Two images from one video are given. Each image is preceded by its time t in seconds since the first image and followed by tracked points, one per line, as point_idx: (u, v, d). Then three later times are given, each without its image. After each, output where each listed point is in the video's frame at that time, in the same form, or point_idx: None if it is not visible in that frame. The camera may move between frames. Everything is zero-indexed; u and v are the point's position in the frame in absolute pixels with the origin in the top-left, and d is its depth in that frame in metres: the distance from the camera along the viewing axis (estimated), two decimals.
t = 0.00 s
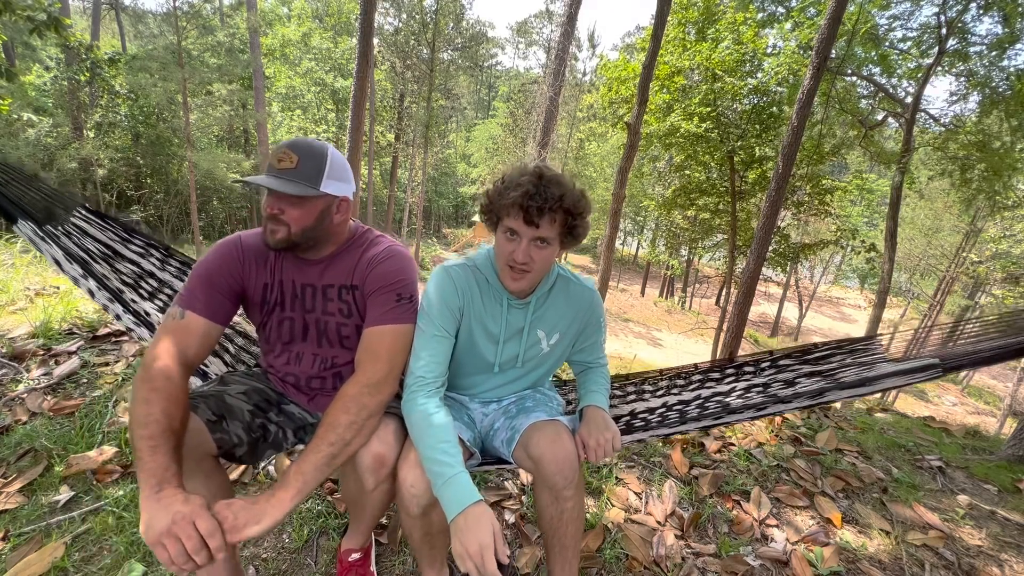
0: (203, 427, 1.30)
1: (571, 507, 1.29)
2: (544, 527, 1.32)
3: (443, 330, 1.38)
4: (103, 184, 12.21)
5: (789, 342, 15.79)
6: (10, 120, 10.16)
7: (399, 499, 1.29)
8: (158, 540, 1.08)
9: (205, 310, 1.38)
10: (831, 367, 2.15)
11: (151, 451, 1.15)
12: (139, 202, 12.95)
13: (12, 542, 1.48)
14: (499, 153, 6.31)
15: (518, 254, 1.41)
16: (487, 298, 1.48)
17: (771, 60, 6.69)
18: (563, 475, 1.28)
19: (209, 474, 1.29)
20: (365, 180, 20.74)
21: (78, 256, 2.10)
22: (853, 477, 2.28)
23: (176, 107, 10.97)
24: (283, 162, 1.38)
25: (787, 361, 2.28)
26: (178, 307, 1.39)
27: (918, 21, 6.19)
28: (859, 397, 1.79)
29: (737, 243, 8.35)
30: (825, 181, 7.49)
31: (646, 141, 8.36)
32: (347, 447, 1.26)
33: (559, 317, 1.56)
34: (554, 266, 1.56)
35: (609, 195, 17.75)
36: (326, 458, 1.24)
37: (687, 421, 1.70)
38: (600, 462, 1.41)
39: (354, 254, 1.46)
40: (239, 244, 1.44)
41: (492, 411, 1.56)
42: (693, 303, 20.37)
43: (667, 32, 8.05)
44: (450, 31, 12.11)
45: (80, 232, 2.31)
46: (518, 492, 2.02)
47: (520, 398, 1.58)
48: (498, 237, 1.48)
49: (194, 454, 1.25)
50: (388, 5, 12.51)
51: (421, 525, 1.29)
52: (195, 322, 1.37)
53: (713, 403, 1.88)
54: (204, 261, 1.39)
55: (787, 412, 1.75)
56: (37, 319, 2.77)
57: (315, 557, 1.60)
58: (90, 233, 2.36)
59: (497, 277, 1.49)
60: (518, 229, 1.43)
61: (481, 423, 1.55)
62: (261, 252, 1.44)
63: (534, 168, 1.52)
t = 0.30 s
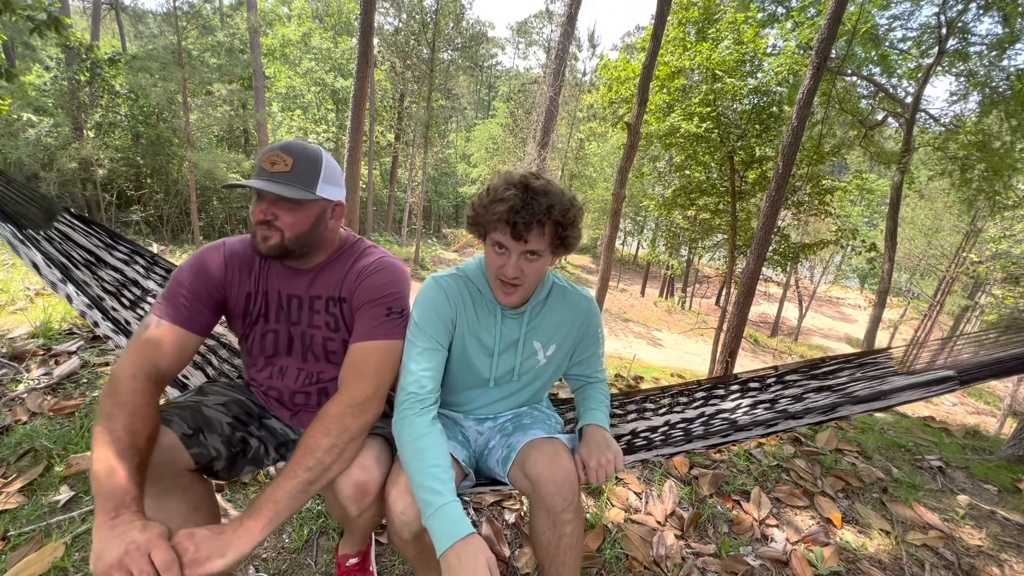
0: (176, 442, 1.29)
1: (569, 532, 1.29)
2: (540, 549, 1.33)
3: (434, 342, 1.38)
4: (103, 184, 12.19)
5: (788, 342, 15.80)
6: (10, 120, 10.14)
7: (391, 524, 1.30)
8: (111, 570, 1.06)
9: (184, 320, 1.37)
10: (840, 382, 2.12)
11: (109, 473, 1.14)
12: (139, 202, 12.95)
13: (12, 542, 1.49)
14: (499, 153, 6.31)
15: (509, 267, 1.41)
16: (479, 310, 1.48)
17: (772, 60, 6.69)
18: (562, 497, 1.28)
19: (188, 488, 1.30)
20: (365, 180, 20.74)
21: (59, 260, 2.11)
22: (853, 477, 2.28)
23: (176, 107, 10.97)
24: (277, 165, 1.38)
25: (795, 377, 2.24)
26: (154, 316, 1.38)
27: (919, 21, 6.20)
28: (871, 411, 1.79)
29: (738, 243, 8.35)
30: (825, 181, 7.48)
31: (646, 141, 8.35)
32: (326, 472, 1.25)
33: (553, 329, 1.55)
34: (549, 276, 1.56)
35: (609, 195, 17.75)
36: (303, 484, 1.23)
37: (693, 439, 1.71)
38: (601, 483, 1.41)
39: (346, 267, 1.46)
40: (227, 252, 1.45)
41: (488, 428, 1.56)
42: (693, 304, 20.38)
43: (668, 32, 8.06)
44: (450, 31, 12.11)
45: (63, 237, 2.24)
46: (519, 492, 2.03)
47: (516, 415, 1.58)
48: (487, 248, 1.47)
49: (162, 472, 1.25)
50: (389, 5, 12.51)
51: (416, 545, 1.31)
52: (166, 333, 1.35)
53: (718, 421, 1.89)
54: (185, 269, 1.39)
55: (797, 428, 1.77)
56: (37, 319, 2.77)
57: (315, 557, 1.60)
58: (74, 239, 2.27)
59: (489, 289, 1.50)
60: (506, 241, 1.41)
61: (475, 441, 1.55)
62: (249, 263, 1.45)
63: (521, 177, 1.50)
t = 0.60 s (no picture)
0: (166, 446, 1.28)
1: (569, 538, 1.27)
2: (539, 554, 1.31)
3: (429, 346, 1.38)
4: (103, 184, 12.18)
5: (788, 342, 15.81)
6: (10, 120, 10.14)
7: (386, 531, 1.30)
8: None
9: (174, 322, 1.37)
10: (844, 387, 2.10)
11: (91, 482, 1.14)
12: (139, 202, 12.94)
13: (12, 542, 1.49)
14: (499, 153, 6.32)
15: (506, 265, 1.41)
16: (475, 313, 1.48)
17: (772, 61, 6.69)
18: (561, 502, 1.27)
19: (180, 491, 1.30)
20: (365, 180, 20.74)
21: (53, 261, 2.14)
22: (853, 477, 2.28)
23: (176, 107, 10.97)
24: (276, 164, 1.37)
25: (797, 381, 2.19)
26: (144, 318, 1.38)
27: (919, 21, 6.20)
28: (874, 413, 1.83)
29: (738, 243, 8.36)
30: (825, 181, 7.48)
31: (646, 140, 8.35)
32: (315, 482, 1.25)
33: (551, 331, 1.55)
34: (545, 278, 1.56)
35: (609, 195, 17.76)
36: (290, 495, 1.23)
37: (695, 443, 1.75)
38: (602, 488, 1.41)
39: (342, 270, 1.46)
40: (219, 255, 1.45)
41: (486, 434, 1.56)
42: (693, 304, 20.39)
43: (668, 32, 8.05)
44: (450, 31, 12.11)
45: (58, 238, 2.24)
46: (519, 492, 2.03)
47: (516, 420, 1.58)
48: (484, 248, 1.47)
49: (150, 477, 1.25)
50: (389, 5, 12.50)
51: (413, 552, 1.31)
52: (157, 334, 1.36)
53: (719, 425, 1.89)
54: (177, 272, 1.40)
55: (801, 431, 1.79)
56: (36, 319, 2.77)
57: (315, 557, 1.60)
58: (70, 240, 2.26)
59: (485, 292, 1.50)
60: (504, 239, 1.42)
61: (474, 446, 1.55)
62: (242, 266, 1.46)
63: (516, 175, 1.51)
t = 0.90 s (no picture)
0: (184, 435, 1.28)
1: (570, 522, 1.28)
2: (540, 541, 1.31)
3: (434, 337, 1.38)
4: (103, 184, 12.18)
5: (788, 342, 15.80)
6: (10, 120, 10.13)
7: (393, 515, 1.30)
8: (124, 559, 1.07)
9: (188, 317, 1.37)
10: (838, 378, 2.11)
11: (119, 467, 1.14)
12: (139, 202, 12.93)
13: (12, 542, 1.49)
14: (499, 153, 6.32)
15: (506, 256, 1.41)
16: (478, 305, 1.49)
17: (772, 60, 6.68)
18: (561, 487, 1.28)
19: (195, 480, 1.30)
20: (365, 180, 20.73)
21: (66, 259, 2.08)
22: (853, 477, 2.28)
23: (176, 107, 10.97)
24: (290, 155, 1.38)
25: (792, 371, 2.25)
26: (159, 312, 1.39)
27: (918, 21, 6.20)
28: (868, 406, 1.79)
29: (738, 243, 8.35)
30: (825, 181, 7.48)
31: (646, 140, 8.34)
32: (331, 464, 1.25)
33: (553, 322, 1.55)
34: (545, 269, 1.55)
35: (609, 195, 17.78)
36: (308, 476, 1.22)
37: (691, 432, 1.72)
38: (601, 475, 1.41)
39: (347, 260, 1.46)
40: (228, 250, 1.45)
41: (489, 422, 1.57)
42: (693, 304, 20.40)
43: (668, 32, 8.05)
44: (450, 31, 12.11)
45: (69, 234, 2.30)
46: (519, 492, 2.03)
47: (517, 408, 1.58)
48: (485, 241, 1.48)
49: (171, 464, 1.25)
50: (388, 5, 12.50)
51: (417, 538, 1.31)
52: (172, 328, 1.36)
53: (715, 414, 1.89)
54: (189, 266, 1.39)
55: (794, 421, 1.76)
56: (36, 319, 2.77)
57: (315, 558, 1.60)
58: (81, 236, 2.34)
59: (488, 283, 1.50)
60: (505, 231, 1.42)
61: (477, 434, 1.55)
62: (250, 258, 1.45)
63: (514, 169, 1.52)
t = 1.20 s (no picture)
0: (211, 420, 1.30)
1: (570, 497, 1.28)
2: (542, 517, 1.31)
3: (442, 322, 1.39)
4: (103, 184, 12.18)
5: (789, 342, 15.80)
6: (10, 120, 10.13)
7: (401, 491, 1.29)
8: (176, 515, 1.10)
9: (211, 301, 1.37)
10: (830, 363, 2.13)
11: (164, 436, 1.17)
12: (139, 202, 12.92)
13: (12, 542, 1.49)
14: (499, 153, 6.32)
15: (511, 243, 1.43)
16: (484, 291, 1.48)
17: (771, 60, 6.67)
18: (562, 464, 1.28)
19: (214, 464, 1.30)
20: (365, 180, 20.75)
21: (83, 255, 2.11)
22: (853, 477, 2.28)
23: (176, 107, 10.97)
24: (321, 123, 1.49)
25: (787, 358, 2.24)
26: (183, 298, 1.39)
27: (918, 21, 6.19)
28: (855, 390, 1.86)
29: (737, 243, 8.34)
30: (825, 181, 7.48)
31: (646, 140, 8.34)
32: (355, 429, 1.27)
33: (557, 307, 1.56)
34: (549, 258, 1.55)
35: (609, 195, 17.79)
36: (335, 439, 1.25)
37: (684, 411, 1.76)
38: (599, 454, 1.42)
39: (354, 243, 1.46)
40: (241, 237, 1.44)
41: (493, 404, 1.57)
42: (693, 303, 20.40)
43: (667, 32, 8.04)
44: (450, 31, 12.12)
45: (84, 230, 2.32)
46: (519, 492, 2.02)
47: (521, 391, 1.58)
48: (489, 229, 1.48)
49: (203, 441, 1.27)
50: (388, 5, 12.49)
51: (421, 516, 1.30)
52: (199, 313, 1.36)
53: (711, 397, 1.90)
54: (206, 251, 1.39)
55: (783, 403, 1.80)
56: (37, 319, 2.77)
57: (315, 557, 1.59)
58: (94, 230, 2.36)
59: (493, 270, 1.50)
60: (509, 219, 1.43)
61: (482, 416, 1.55)
62: (262, 244, 1.44)
63: (516, 158, 1.52)
